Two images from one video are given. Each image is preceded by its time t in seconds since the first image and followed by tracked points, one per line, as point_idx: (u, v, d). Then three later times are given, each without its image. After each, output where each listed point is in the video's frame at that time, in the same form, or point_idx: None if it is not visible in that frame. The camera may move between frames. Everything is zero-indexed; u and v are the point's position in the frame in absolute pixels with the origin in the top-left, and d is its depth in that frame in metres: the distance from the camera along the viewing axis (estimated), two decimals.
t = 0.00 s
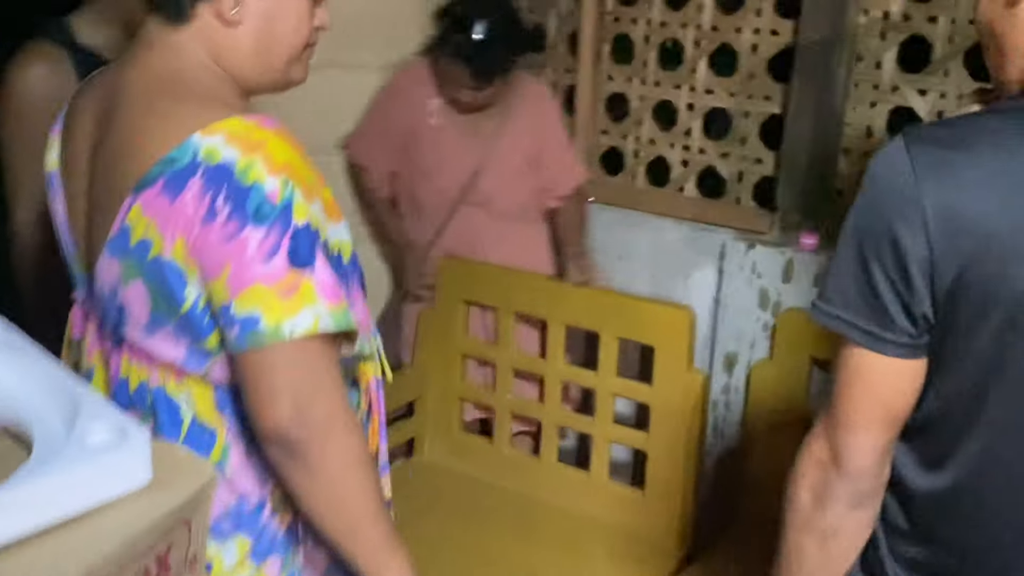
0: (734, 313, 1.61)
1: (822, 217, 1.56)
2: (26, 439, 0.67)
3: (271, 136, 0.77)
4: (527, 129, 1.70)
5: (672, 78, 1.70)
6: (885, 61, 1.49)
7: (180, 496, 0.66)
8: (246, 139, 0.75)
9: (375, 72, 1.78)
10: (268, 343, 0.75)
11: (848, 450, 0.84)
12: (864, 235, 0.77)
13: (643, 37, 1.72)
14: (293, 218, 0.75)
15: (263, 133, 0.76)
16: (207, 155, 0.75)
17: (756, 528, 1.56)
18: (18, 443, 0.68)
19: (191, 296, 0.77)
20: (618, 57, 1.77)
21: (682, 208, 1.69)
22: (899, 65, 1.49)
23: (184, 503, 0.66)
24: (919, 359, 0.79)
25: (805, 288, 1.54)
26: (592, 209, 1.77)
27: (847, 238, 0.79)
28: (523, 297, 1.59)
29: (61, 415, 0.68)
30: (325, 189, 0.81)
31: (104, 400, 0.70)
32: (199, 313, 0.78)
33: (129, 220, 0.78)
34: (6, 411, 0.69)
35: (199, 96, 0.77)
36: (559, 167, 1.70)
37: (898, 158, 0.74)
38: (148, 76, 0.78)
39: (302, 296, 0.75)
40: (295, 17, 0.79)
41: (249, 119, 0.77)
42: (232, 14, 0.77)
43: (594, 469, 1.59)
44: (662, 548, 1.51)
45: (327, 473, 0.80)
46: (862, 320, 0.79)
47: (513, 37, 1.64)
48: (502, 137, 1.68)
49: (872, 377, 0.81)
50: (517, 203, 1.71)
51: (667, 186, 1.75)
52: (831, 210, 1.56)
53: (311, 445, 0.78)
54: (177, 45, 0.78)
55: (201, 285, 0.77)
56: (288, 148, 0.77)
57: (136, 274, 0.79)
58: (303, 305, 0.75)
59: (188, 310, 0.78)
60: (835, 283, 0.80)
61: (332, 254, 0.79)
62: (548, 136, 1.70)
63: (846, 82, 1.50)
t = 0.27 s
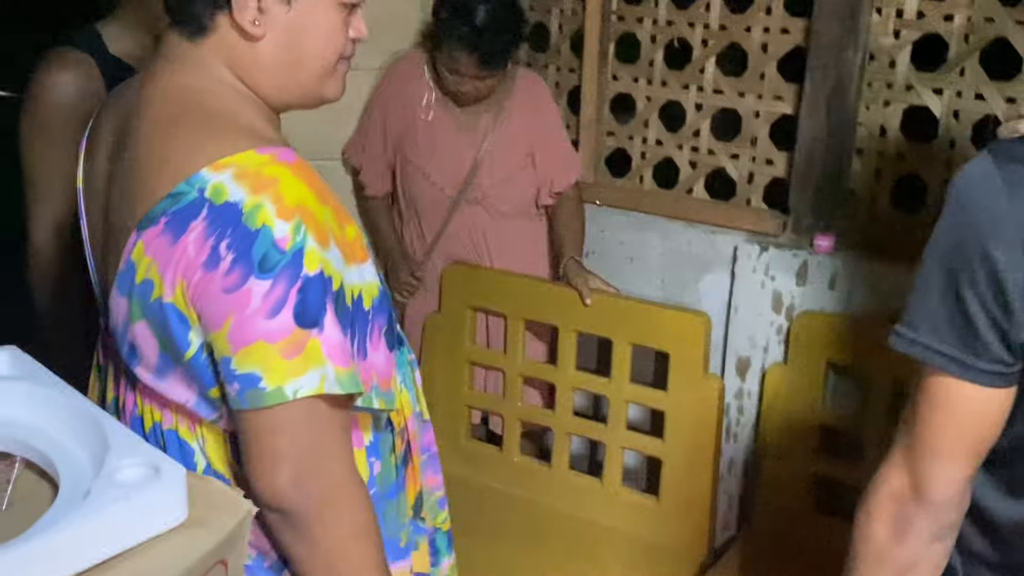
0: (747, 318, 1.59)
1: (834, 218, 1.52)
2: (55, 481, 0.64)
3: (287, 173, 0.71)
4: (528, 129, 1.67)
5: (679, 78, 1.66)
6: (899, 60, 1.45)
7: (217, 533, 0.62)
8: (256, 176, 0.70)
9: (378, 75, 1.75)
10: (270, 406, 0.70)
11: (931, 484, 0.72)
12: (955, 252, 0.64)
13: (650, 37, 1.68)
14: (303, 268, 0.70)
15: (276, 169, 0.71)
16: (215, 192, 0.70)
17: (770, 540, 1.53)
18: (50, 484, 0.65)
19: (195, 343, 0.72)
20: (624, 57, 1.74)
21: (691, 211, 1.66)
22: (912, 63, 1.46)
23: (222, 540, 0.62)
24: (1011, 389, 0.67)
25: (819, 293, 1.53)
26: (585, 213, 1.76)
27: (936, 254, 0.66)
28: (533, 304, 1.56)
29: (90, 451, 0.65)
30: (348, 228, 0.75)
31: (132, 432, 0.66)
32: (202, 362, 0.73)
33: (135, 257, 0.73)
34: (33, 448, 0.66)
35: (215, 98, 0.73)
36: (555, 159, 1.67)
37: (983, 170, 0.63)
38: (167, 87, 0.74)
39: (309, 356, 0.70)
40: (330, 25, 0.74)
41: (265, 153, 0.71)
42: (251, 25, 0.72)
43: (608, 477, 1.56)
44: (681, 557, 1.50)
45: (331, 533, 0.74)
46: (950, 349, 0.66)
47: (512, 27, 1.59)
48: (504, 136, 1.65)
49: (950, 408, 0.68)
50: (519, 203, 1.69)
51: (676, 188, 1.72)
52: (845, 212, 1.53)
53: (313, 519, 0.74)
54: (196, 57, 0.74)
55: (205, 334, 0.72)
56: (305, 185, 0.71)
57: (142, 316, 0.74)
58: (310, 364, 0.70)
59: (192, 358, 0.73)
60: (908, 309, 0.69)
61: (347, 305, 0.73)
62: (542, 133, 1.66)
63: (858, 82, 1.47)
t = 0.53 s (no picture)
0: (746, 307, 1.58)
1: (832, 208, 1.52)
2: (73, 481, 0.63)
3: (290, 176, 0.68)
4: (551, 128, 1.64)
5: (675, 66, 1.65)
6: (896, 48, 1.45)
7: (240, 530, 0.61)
8: (257, 180, 0.67)
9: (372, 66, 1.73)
10: (280, 423, 0.67)
11: (975, 475, 0.73)
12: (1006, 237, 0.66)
13: (644, 25, 1.67)
14: (309, 278, 0.67)
15: (278, 172, 0.68)
16: (215, 199, 0.67)
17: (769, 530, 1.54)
18: (67, 484, 0.64)
19: (198, 354, 0.70)
20: (618, 45, 1.73)
21: (688, 201, 1.65)
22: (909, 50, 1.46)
23: (246, 538, 0.61)
24: None
25: (818, 281, 1.52)
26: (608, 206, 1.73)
27: (986, 241, 0.67)
28: (534, 296, 1.55)
29: (108, 450, 0.63)
30: (355, 231, 0.72)
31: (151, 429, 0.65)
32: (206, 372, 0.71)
33: (139, 265, 0.71)
34: (48, 447, 0.65)
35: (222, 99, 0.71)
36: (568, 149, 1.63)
37: None
38: (171, 79, 0.73)
39: (317, 370, 0.67)
40: (334, 8, 0.70)
41: (265, 155, 0.69)
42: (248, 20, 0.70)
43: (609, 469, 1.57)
44: (685, 547, 1.51)
45: (345, 547, 0.73)
46: (1002, 335, 0.68)
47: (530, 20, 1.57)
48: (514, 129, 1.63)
49: (998, 398, 0.69)
50: (539, 199, 1.66)
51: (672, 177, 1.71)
52: (842, 200, 1.52)
53: (327, 533, 0.72)
54: (199, 48, 0.72)
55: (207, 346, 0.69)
56: (309, 188, 0.69)
57: (147, 324, 0.72)
58: (319, 379, 0.67)
59: (196, 369, 0.71)
60: (958, 299, 0.70)
61: (357, 313, 0.70)
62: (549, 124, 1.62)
63: (855, 69, 1.47)
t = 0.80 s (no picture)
0: (730, 296, 1.58)
1: (816, 195, 1.52)
2: (56, 474, 0.62)
3: (293, 164, 0.63)
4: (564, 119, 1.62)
5: (657, 56, 1.65)
6: (876, 35, 1.45)
7: (229, 521, 0.61)
8: (261, 171, 0.62)
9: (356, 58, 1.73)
10: (289, 419, 0.62)
11: (970, 460, 0.73)
12: (1002, 223, 0.66)
13: (626, 15, 1.67)
14: (314, 269, 0.62)
15: (281, 162, 0.63)
16: (217, 190, 0.62)
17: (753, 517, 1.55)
18: (51, 478, 0.63)
19: (201, 349, 0.66)
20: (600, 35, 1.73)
21: (672, 190, 1.65)
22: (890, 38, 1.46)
23: (234, 528, 0.61)
24: None
25: (803, 268, 1.52)
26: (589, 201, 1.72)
27: (982, 227, 0.68)
28: (519, 287, 1.55)
29: (92, 442, 0.63)
30: (361, 220, 0.67)
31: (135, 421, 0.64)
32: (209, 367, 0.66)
33: (141, 256, 0.66)
34: (30, 440, 0.64)
35: (221, 82, 0.67)
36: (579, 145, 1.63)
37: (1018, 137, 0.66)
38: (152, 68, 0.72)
39: (327, 364, 0.62)
40: None
41: (267, 145, 0.64)
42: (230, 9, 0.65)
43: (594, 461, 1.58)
44: (672, 536, 1.51)
45: (360, 543, 0.67)
46: (1001, 321, 0.68)
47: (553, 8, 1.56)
48: (529, 121, 1.62)
49: (995, 383, 0.70)
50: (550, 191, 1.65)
51: (655, 166, 1.71)
52: (825, 188, 1.53)
53: (344, 526, 0.66)
54: (178, 36, 0.71)
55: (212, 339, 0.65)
56: (313, 177, 0.64)
57: (148, 318, 0.67)
58: (328, 373, 0.62)
59: (196, 364, 0.66)
60: (955, 287, 0.70)
61: (364, 304, 0.65)
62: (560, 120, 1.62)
63: (836, 56, 1.47)
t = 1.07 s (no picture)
0: (710, 290, 1.59)
1: (794, 188, 1.53)
2: (21, 473, 0.62)
3: (278, 149, 0.64)
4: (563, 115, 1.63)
5: (636, 51, 1.66)
6: (853, 30, 1.46)
7: (197, 518, 0.61)
8: (246, 153, 0.63)
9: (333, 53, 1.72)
10: (248, 396, 0.61)
11: (943, 451, 0.74)
12: (975, 217, 0.67)
13: (605, 10, 1.67)
14: (286, 251, 0.61)
15: (267, 146, 0.64)
16: (203, 168, 0.63)
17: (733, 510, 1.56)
18: (15, 476, 0.63)
19: (182, 321, 0.66)
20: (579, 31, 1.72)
21: (652, 185, 1.65)
22: (867, 32, 1.47)
23: (202, 526, 0.61)
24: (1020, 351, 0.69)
25: (781, 261, 1.52)
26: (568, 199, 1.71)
27: (953, 222, 0.68)
28: (498, 282, 1.55)
29: (58, 440, 0.62)
30: (353, 212, 0.66)
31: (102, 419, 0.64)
32: (186, 340, 0.67)
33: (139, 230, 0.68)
34: None
35: (244, 75, 0.67)
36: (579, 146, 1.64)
37: (989, 131, 0.67)
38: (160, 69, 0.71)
39: (288, 344, 0.61)
40: None
41: (261, 128, 0.64)
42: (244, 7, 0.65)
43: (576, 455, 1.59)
44: (652, 530, 1.52)
45: (328, 530, 0.67)
46: (973, 315, 0.68)
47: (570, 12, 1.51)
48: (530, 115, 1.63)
49: (968, 377, 0.70)
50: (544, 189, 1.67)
51: (635, 161, 1.72)
52: (803, 182, 1.54)
53: (308, 512, 0.65)
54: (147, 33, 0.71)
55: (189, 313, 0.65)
56: (297, 162, 0.64)
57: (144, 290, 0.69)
58: (289, 354, 0.61)
59: (177, 337, 0.67)
60: (928, 281, 0.71)
61: (342, 294, 0.63)
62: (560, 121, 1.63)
63: (814, 51, 1.47)
